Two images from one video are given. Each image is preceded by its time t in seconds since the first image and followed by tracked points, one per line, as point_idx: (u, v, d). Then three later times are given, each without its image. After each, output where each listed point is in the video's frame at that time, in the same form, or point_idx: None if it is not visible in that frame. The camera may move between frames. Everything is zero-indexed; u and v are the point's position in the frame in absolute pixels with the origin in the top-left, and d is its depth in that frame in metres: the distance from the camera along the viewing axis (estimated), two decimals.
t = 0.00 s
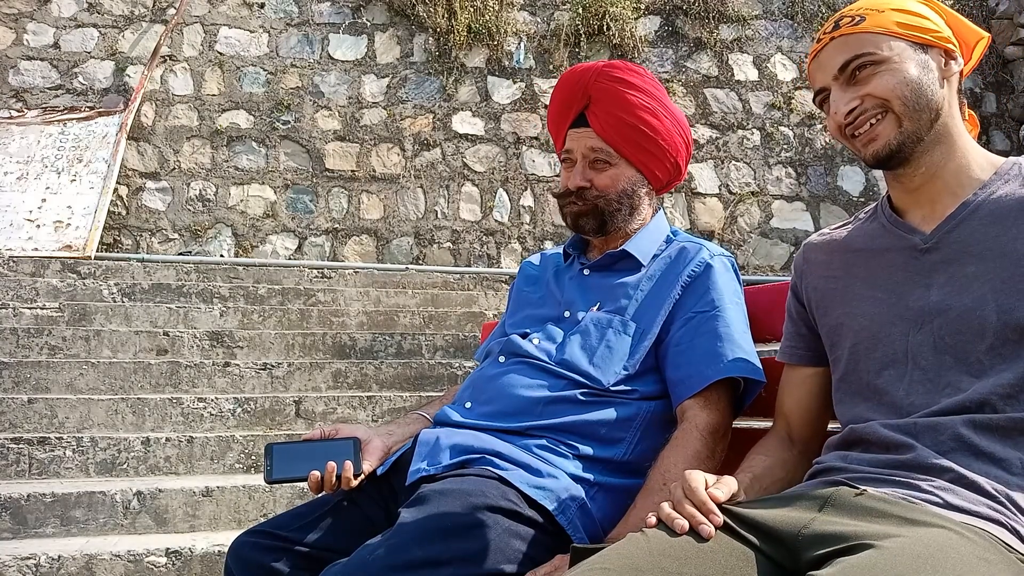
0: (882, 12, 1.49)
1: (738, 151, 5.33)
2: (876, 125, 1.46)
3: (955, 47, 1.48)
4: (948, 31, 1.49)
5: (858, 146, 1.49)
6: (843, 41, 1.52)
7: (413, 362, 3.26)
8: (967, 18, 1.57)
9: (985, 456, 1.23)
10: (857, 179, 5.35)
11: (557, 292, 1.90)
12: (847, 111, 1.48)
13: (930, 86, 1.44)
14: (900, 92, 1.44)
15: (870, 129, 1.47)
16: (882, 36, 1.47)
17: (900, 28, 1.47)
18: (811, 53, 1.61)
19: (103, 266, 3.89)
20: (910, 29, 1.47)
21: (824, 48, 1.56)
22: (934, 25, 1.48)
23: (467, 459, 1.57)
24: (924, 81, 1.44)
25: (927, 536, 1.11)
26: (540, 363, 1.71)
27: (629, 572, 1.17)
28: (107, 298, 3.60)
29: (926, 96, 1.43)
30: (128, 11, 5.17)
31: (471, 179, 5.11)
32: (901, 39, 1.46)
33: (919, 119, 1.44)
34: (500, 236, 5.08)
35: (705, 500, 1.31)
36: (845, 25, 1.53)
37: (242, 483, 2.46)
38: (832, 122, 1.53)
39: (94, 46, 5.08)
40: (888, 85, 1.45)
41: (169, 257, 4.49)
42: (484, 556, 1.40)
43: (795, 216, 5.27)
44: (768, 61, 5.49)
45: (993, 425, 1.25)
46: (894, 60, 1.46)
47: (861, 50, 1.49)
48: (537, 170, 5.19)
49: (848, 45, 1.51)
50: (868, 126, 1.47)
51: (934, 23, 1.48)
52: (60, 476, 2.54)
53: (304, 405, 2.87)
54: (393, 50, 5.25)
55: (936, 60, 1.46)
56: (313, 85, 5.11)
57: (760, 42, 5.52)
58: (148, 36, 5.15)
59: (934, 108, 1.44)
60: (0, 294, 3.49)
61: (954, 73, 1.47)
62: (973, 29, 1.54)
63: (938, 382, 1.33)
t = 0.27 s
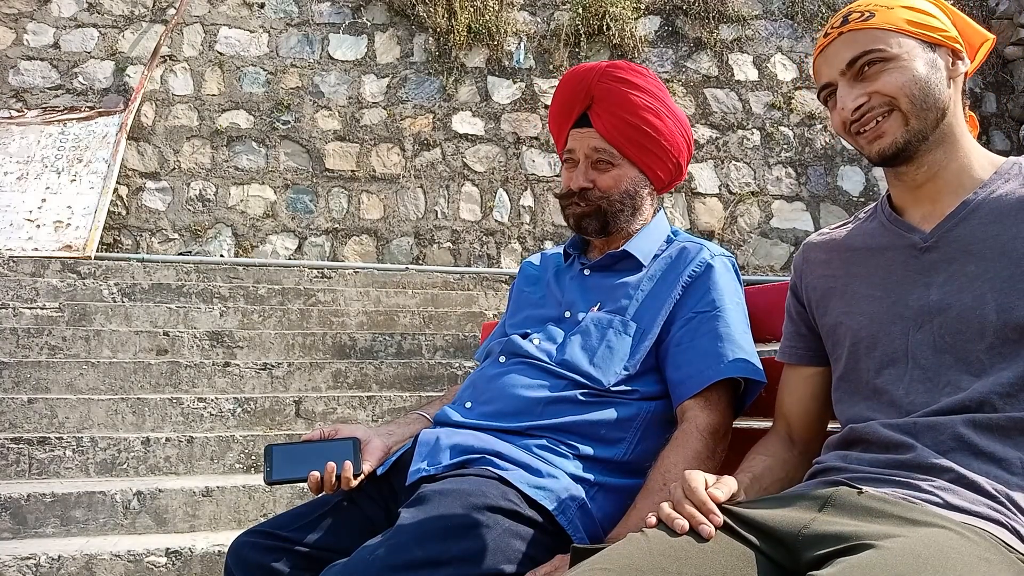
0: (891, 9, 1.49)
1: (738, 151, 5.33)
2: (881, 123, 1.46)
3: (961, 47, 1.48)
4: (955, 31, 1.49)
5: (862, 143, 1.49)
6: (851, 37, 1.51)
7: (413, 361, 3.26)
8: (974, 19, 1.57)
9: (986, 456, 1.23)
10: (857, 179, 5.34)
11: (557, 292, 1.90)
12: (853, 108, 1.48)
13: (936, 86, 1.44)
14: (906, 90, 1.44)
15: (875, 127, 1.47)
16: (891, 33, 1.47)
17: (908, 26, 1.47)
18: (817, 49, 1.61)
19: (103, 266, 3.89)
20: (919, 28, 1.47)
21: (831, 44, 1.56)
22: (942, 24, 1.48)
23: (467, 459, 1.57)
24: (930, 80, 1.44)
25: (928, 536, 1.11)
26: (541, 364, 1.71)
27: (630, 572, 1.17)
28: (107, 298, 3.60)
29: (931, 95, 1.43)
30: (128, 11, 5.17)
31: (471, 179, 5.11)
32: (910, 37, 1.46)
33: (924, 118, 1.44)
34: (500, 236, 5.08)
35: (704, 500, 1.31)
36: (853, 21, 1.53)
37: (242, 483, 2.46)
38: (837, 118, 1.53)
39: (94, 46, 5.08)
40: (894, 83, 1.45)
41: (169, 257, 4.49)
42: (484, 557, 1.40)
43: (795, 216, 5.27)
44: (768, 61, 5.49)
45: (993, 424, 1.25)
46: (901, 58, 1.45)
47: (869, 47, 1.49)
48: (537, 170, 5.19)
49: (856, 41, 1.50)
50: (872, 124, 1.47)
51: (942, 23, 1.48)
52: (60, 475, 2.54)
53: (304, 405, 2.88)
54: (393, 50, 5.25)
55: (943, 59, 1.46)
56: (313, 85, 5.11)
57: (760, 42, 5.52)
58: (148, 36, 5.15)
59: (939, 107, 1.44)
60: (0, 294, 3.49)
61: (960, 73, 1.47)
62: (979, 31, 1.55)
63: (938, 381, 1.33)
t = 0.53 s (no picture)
0: (894, 8, 1.49)
1: (737, 151, 5.33)
2: (882, 121, 1.46)
3: (962, 48, 1.48)
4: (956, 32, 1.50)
5: (863, 141, 1.49)
6: (853, 34, 1.51)
7: (413, 361, 3.26)
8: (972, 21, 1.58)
9: (986, 457, 1.23)
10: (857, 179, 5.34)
11: (557, 291, 1.90)
12: (855, 106, 1.48)
13: (938, 86, 1.44)
14: (908, 89, 1.44)
15: (876, 125, 1.47)
16: (894, 32, 1.47)
17: (911, 25, 1.47)
18: (818, 47, 1.61)
19: (103, 266, 3.89)
20: (921, 27, 1.47)
21: (832, 42, 1.55)
22: (943, 24, 1.48)
23: (468, 459, 1.57)
24: (933, 80, 1.44)
25: (928, 536, 1.11)
26: (540, 364, 1.71)
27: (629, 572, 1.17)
28: (107, 298, 3.60)
29: (933, 94, 1.44)
30: (128, 11, 5.18)
31: (471, 179, 5.11)
32: (912, 37, 1.46)
33: (926, 117, 1.44)
34: (500, 236, 5.08)
35: (704, 500, 1.31)
36: (856, 19, 1.52)
37: (242, 483, 2.46)
38: (838, 116, 1.53)
39: (94, 46, 5.08)
40: (897, 82, 1.45)
41: (169, 257, 4.49)
42: (484, 557, 1.40)
43: (795, 216, 5.27)
44: (768, 61, 5.50)
45: (993, 425, 1.25)
46: (903, 57, 1.45)
47: (872, 45, 1.48)
48: (537, 171, 5.19)
49: (859, 39, 1.50)
50: (874, 122, 1.47)
51: (943, 23, 1.49)
52: (60, 475, 2.54)
53: (304, 405, 2.88)
54: (393, 50, 5.25)
55: (944, 60, 1.47)
56: (313, 85, 5.11)
57: (760, 42, 5.52)
58: (148, 36, 5.15)
59: (941, 107, 1.44)
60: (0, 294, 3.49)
61: (960, 74, 1.47)
62: (979, 32, 1.55)
63: (938, 381, 1.33)
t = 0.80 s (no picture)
0: (896, 8, 1.49)
1: (738, 151, 5.33)
2: (881, 120, 1.46)
3: (963, 49, 1.48)
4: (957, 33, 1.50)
5: (862, 140, 1.49)
6: (855, 33, 1.51)
7: (413, 361, 3.26)
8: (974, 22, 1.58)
9: (986, 456, 1.23)
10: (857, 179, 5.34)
11: (557, 291, 1.90)
12: (855, 105, 1.48)
13: (938, 86, 1.44)
14: (908, 89, 1.44)
15: (876, 125, 1.47)
16: (895, 32, 1.47)
17: (912, 25, 1.47)
18: (819, 46, 1.61)
19: (103, 266, 3.89)
20: (922, 27, 1.47)
21: (833, 40, 1.55)
22: (945, 25, 1.48)
23: (468, 459, 1.57)
24: (933, 80, 1.44)
25: (928, 536, 1.11)
26: (540, 364, 1.71)
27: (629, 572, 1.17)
28: (107, 298, 3.60)
29: (934, 94, 1.44)
30: (128, 11, 5.18)
31: (471, 179, 5.11)
32: (913, 37, 1.46)
33: (925, 117, 1.44)
34: (500, 236, 5.08)
35: (703, 500, 1.31)
36: (858, 17, 1.52)
37: (242, 483, 2.45)
38: (838, 115, 1.53)
39: (94, 46, 5.08)
40: (897, 81, 1.45)
41: (169, 257, 4.49)
42: (484, 557, 1.40)
43: (795, 216, 5.26)
44: (768, 61, 5.50)
45: (993, 425, 1.24)
46: (904, 56, 1.46)
47: (872, 44, 1.49)
48: (537, 171, 5.19)
49: (861, 38, 1.50)
50: (873, 122, 1.47)
51: (945, 24, 1.49)
52: (60, 475, 2.54)
53: (304, 405, 2.88)
54: (393, 50, 5.25)
55: (945, 60, 1.47)
56: (313, 85, 5.11)
57: (760, 42, 5.53)
58: (148, 36, 5.15)
59: (941, 107, 1.44)
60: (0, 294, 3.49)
61: (960, 75, 1.47)
62: (980, 34, 1.55)
63: (938, 382, 1.33)
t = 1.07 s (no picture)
0: (896, 8, 1.49)
1: (737, 151, 5.33)
2: (879, 121, 1.46)
3: (963, 50, 1.48)
4: (957, 34, 1.50)
5: (861, 141, 1.49)
6: (854, 34, 1.51)
7: (413, 362, 3.26)
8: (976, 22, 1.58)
9: (985, 457, 1.23)
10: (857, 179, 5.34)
11: (557, 290, 1.90)
12: (854, 106, 1.48)
13: (937, 87, 1.44)
14: (907, 90, 1.44)
15: (874, 126, 1.47)
16: (896, 32, 1.47)
17: (912, 26, 1.47)
18: (819, 47, 1.61)
19: (103, 266, 3.89)
20: (922, 28, 1.47)
21: (833, 41, 1.56)
22: (946, 26, 1.49)
23: (467, 459, 1.57)
24: (932, 81, 1.44)
25: (928, 536, 1.11)
26: (540, 363, 1.71)
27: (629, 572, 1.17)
28: (107, 298, 3.60)
29: (932, 95, 1.44)
30: (128, 11, 5.18)
31: (471, 179, 5.11)
32: (913, 38, 1.47)
33: (923, 119, 1.44)
34: (500, 236, 5.08)
35: (703, 500, 1.31)
36: (857, 18, 1.52)
37: (242, 483, 2.46)
38: (837, 115, 1.53)
39: (94, 46, 5.08)
40: (896, 82, 1.45)
41: (169, 257, 4.49)
42: (484, 557, 1.40)
43: (795, 215, 5.26)
44: (768, 61, 5.50)
45: (992, 425, 1.25)
46: (903, 57, 1.46)
47: (872, 45, 1.49)
48: (537, 171, 5.19)
49: (861, 39, 1.50)
50: (871, 123, 1.47)
51: (945, 24, 1.49)
52: (60, 475, 2.54)
53: (304, 405, 2.88)
54: (393, 50, 5.25)
55: (944, 61, 1.47)
56: (313, 85, 5.11)
57: (760, 42, 5.53)
58: (148, 36, 5.15)
59: (940, 108, 1.44)
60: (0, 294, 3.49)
61: (960, 75, 1.47)
62: (981, 34, 1.56)
63: (938, 382, 1.33)
